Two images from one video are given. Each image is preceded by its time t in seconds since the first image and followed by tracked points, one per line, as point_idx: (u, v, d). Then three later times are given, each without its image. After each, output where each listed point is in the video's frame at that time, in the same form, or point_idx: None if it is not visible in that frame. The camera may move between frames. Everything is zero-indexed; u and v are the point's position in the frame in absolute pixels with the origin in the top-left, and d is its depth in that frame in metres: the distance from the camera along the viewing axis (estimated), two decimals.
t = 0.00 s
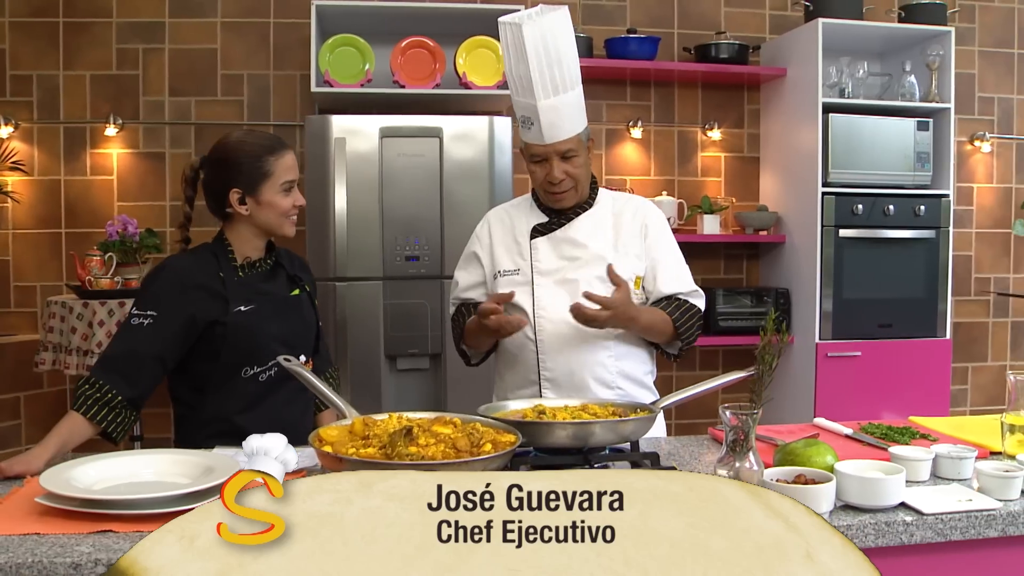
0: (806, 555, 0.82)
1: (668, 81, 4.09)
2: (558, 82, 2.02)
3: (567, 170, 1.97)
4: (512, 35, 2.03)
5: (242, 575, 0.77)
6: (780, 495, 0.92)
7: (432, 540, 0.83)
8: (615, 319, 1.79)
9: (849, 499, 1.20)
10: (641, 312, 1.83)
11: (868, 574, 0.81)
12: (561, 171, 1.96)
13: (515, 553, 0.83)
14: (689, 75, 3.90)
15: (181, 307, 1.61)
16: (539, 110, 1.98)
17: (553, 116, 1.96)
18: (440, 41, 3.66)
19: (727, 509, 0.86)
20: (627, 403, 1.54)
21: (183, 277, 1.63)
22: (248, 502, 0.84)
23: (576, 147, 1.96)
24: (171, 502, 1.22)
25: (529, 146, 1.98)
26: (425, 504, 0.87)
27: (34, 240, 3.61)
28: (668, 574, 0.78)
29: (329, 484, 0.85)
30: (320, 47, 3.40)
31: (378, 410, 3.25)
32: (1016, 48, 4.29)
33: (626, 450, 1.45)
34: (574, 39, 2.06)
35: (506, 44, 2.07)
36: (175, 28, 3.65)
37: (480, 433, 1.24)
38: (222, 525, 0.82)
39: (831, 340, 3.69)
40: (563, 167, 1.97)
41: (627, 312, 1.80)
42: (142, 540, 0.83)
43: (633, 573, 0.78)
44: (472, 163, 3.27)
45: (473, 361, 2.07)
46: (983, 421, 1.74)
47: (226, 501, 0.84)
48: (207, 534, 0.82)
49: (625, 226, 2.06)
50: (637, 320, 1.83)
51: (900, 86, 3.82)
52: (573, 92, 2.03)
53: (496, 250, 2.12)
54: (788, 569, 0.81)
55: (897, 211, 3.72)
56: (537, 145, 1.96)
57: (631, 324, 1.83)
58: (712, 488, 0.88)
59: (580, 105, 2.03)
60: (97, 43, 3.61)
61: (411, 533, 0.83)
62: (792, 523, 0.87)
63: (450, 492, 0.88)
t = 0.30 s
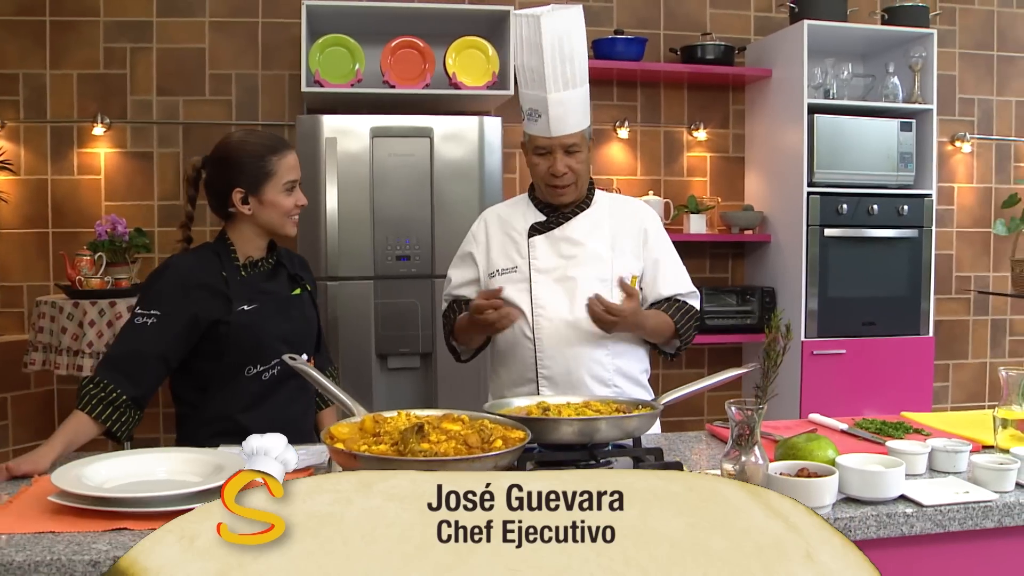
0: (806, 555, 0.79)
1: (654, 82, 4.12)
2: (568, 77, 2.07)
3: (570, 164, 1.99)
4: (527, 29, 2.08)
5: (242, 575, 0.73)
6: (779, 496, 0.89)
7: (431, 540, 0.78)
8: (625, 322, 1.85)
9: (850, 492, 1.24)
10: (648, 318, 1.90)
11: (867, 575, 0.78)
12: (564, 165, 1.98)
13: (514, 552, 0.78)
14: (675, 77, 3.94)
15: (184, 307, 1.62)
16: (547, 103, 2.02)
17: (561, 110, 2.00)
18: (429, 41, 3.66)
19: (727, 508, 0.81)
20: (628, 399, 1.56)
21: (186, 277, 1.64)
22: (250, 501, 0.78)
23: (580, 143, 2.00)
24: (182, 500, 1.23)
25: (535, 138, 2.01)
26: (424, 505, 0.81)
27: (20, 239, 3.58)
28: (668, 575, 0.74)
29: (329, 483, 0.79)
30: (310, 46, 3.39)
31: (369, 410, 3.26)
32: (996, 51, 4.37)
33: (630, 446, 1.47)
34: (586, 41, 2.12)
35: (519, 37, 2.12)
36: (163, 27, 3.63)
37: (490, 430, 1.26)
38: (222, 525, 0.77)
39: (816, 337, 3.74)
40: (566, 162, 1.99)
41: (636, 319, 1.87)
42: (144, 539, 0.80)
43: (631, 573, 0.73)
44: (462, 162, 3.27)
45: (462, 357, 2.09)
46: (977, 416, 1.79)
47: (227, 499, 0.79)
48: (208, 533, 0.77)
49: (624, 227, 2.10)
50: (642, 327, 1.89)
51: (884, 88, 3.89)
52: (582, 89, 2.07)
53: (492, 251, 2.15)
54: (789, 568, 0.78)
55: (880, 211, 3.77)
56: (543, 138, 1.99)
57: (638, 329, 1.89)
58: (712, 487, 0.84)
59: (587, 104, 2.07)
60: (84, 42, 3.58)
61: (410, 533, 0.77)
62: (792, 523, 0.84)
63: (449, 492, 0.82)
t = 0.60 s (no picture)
0: (805, 555, 0.82)
1: (646, 83, 4.15)
2: (563, 74, 2.09)
3: (563, 160, 2.02)
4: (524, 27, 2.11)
5: (242, 575, 0.74)
6: (779, 495, 0.91)
7: (432, 540, 0.80)
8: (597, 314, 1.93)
9: (857, 485, 1.28)
10: (623, 316, 1.96)
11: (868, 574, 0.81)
12: (555, 159, 2.01)
13: (515, 553, 0.81)
14: (668, 78, 3.97)
15: (195, 306, 1.63)
16: (541, 99, 2.05)
17: (554, 105, 2.03)
18: (424, 41, 3.67)
19: (726, 509, 0.84)
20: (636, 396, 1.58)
21: (196, 276, 1.65)
22: (251, 502, 0.79)
23: (574, 139, 2.02)
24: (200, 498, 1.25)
25: (529, 134, 2.05)
26: (425, 504, 0.83)
27: (14, 240, 3.57)
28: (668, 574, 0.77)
29: (329, 483, 0.81)
30: (306, 47, 3.39)
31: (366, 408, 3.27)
32: (982, 53, 4.43)
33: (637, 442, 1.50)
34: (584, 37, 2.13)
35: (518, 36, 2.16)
36: (157, 27, 3.63)
37: (505, 426, 1.28)
38: (222, 525, 0.78)
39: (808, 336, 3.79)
40: (559, 157, 2.02)
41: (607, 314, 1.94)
42: (143, 539, 0.80)
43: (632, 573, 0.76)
44: (459, 162, 3.29)
45: (471, 357, 2.11)
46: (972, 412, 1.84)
47: (226, 500, 0.80)
48: (208, 533, 0.78)
49: (623, 228, 2.13)
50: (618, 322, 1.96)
51: (873, 89, 3.96)
52: (578, 84, 2.08)
53: (497, 244, 2.14)
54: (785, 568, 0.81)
55: (870, 211, 3.83)
56: (536, 133, 2.03)
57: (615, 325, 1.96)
58: (712, 488, 0.86)
59: (585, 98, 2.08)
60: (78, 41, 3.57)
61: (410, 533, 0.80)
62: (792, 523, 0.87)
63: (449, 493, 0.84)
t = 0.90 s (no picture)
0: (806, 555, 0.86)
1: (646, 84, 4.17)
2: (560, 86, 2.09)
3: (568, 172, 2.02)
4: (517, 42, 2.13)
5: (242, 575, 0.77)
6: (779, 495, 0.94)
7: (432, 540, 0.84)
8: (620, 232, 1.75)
9: (869, 479, 1.31)
10: (638, 248, 1.81)
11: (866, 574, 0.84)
12: (561, 172, 2.01)
13: (515, 553, 0.84)
14: (667, 79, 4.00)
15: (212, 305, 1.66)
16: (541, 114, 2.06)
17: (555, 119, 2.04)
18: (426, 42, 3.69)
19: (726, 509, 0.87)
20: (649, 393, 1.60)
21: (214, 276, 1.68)
22: (251, 501, 0.81)
23: (579, 149, 2.03)
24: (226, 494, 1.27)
25: (533, 149, 2.06)
26: (425, 504, 0.86)
27: (16, 240, 3.57)
28: (669, 573, 0.81)
29: (329, 483, 0.84)
30: (309, 47, 3.41)
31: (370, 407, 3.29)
32: (978, 54, 4.48)
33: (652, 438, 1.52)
34: (579, 43, 2.12)
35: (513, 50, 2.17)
36: (160, 28, 3.63)
37: (527, 422, 1.31)
38: (222, 525, 0.80)
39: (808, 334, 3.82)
40: (564, 169, 2.02)
41: (626, 233, 1.76)
42: (143, 539, 0.83)
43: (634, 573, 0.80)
44: (463, 163, 3.31)
45: (476, 337, 2.08)
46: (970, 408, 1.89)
47: (227, 500, 0.81)
48: (208, 533, 0.80)
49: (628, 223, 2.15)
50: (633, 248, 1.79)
51: (871, 90, 3.99)
52: (576, 95, 2.08)
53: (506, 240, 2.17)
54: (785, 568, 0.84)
55: (868, 211, 3.87)
56: (540, 148, 2.04)
57: (628, 255, 1.81)
58: (712, 488, 0.89)
59: (585, 107, 2.08)
60: (81, 42, 3.58)
61: (410, 533, 0.83)
62: (792, 523, 0.89)
63: (450, 492, 0.87)
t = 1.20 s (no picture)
0: (806, 555, 0.88)
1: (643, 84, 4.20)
2: (554, 88, 2.09)
3: (567, 172, 2.03)
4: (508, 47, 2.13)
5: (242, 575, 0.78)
6: (780, 495, 0.96)
7: (432, 540, 0.86)
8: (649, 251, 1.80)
9: (875, 472, 1.34)
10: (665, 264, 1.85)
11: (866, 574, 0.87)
12: (559, 173, 2.02)
13: (515, 553, 0.86)
14: (664, 80, 4.03)
15: (225, 303, 1.67)
16: (536, 117, 2.05)
17: (550, 121, 2.03)
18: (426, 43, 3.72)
19: (726, 508, 0.90)
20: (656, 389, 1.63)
21: (226, 274, 1.69)
22: (250, 501, 0.83)
23: (576, 149, 2.02)
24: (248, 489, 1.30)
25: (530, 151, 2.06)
26: (425, 504, 0.89)
27: (17, 240, 3.57)
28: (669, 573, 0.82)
29: (329, 484, 0.87)
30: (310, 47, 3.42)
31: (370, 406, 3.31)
32: (970, 56, 4.53)
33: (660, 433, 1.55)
34: (571, 46, 2.14)
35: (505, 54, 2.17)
36: (160, 28, 3.64)
37: (541, 418, 1.34)
38: (222, 524, 0.82)
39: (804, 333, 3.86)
40: (563, 169, 2.03)
41: (657, 255, 1.82)
42: (143, 539, 0.84)
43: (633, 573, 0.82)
44: (463, 163, 3.33)
45: (482, 340, 2.08)
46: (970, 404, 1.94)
47: (226, 501, 0.83)
48: (207, 533, 0.82)
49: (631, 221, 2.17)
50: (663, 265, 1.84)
51: (866, 91, 4.03)
52: (570, 96, 2.09)
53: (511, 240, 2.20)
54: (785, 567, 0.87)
55: (864, 211, 3.90)
56: (537, 150, 2.04)
57: (654, 270, 1.85)
58: (713, 488, 0.92)
59: (580, 107, 2.08)
60: (81, 42, 3.58)
61: (410, 533, 0.85)
62: (793, 522, 0.92)
63: (450, 493, 0.90)
